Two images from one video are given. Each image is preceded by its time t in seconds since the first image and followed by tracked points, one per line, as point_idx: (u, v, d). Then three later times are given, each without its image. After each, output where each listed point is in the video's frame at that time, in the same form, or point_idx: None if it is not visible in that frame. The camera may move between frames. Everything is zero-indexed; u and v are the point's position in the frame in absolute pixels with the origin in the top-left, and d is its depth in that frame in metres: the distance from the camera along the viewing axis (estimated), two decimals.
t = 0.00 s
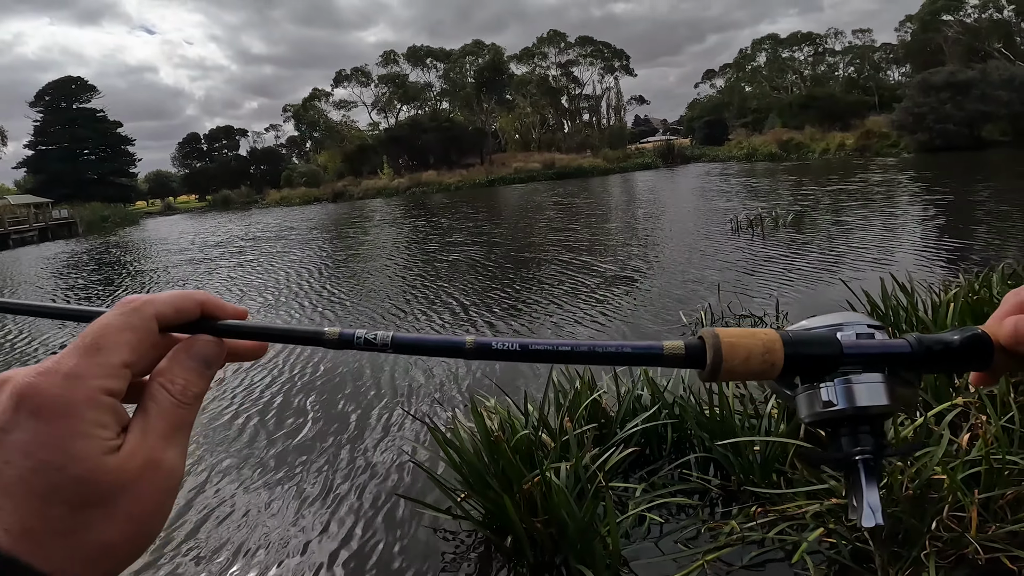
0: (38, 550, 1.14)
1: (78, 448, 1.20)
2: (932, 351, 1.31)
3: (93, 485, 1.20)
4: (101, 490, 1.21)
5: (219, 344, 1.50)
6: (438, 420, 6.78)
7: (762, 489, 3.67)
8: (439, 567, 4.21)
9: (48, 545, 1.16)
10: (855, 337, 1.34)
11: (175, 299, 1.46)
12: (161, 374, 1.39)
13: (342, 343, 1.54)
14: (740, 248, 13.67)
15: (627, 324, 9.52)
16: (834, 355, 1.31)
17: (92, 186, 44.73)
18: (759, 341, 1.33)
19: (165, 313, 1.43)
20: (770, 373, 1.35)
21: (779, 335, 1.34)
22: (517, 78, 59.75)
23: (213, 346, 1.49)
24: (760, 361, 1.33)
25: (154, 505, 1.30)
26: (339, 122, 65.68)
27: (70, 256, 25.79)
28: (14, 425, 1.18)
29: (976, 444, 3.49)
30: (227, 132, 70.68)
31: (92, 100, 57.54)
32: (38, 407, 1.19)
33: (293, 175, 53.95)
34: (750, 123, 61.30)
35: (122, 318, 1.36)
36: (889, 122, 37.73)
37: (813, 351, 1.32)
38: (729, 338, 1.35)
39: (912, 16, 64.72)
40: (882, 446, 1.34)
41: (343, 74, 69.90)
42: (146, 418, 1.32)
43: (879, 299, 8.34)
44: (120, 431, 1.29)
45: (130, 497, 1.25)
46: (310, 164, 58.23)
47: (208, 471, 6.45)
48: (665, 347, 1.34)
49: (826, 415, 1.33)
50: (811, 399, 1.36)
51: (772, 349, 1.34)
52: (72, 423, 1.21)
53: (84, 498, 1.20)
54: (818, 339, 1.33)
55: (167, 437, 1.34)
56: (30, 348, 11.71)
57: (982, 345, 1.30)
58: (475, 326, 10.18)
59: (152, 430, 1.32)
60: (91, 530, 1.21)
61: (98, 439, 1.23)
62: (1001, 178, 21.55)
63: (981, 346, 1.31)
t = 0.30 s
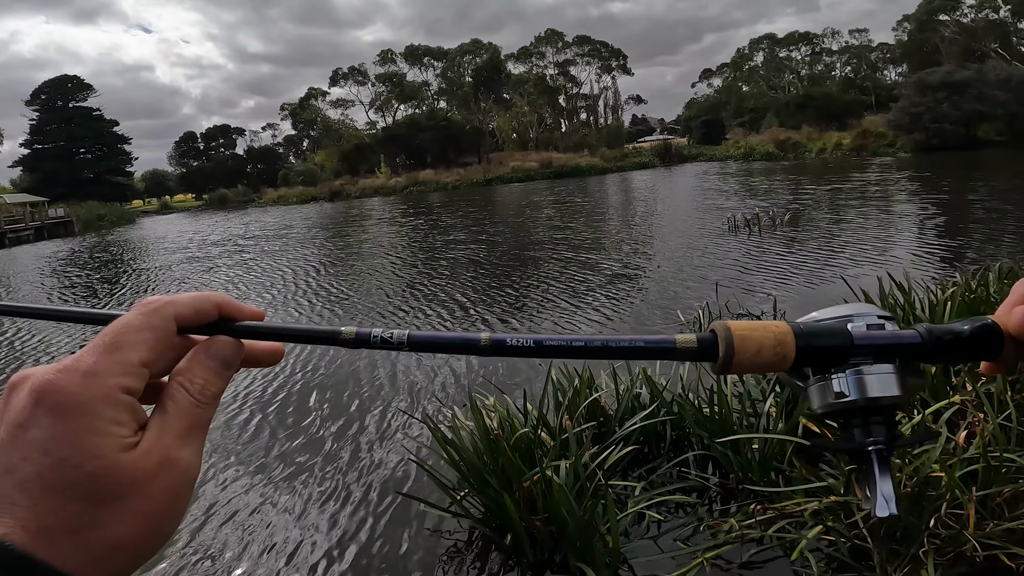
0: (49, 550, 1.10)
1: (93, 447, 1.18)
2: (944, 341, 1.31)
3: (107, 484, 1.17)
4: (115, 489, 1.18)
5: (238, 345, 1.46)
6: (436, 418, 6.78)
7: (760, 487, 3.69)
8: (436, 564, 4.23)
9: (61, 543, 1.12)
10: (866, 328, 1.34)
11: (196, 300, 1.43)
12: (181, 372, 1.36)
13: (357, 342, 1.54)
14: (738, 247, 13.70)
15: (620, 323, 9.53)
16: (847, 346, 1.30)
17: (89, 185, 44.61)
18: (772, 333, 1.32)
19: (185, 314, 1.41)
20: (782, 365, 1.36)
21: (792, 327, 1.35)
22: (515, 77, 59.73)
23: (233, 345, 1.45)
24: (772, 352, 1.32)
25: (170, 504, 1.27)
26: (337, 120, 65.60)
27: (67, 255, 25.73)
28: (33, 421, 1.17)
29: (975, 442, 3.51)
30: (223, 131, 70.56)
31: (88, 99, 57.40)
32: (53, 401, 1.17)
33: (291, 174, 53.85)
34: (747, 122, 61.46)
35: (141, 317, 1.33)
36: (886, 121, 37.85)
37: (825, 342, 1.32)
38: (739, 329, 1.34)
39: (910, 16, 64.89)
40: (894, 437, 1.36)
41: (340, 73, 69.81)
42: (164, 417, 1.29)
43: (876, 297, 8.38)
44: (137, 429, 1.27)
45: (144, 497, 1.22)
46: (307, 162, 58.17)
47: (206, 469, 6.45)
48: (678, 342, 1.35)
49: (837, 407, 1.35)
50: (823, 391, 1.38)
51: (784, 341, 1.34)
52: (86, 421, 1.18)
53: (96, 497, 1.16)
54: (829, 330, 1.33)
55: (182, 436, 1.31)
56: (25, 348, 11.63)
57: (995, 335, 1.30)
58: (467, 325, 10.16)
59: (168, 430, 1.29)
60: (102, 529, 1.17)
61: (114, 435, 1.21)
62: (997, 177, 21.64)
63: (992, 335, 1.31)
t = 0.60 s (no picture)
0: (81, 542, 1.14)
1: (127, 434, 1.24)
2: (971, 333, 1.30)
3: (141, 473, 1.23)
4: (149, 477, 1.25)
5: (266, 336, 1.57)
6: (435, 418, 6.78)
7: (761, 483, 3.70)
8: (436, 564, 4.22)
9: (96, 534, 1.17)
10: (892, 319, 1.36)
11: (222, 293, 1.54)
12: (212, 363, 1.46)
13: (385, 333, 1.58)
14: (736, 246, 13.75)
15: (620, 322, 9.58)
16: (873, 337, 1.32)
17: (85, 187, 44.45)
18: (796, 322, 1.36)
19: (214, 305, 1.51)
20: (807, 356, 1.38)
21: (817, 319, 1.37)
22: (512, 78, 59.74)
23: (262, 337, 1.56)
24: (797, 342, 1.35)
25: (200, 493, 1.33)
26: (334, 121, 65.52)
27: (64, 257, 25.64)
28: (67, 410, 1.23)
29: (975, 437, 3.53)
30: (220, 132, 70.40)
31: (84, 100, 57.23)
32: (87, 388, 1.23)
33: (288, 176, 53.80)
34: (744, 122, 61.59)
35: (173, 309, 1.42)
36: (882, 121, 37.97)
37: (850, 333, 1.34)
38: (764, 320, 1.39)
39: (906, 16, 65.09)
40: (921, 428, 1.37)
41: (337, 74, 69.74)
42: (196, 407, 1.37)
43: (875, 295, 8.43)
44: (167, 418, 1.34)
45: (176, 484, 1.28)
46: (304, 164, 58.11)
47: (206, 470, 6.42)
48: (704, 333, 1.37)
49: (863, 397, 1.37)
50: (850, 382, 1.39)
51: (808, 332, 1.37)
52: (121, 409, 1.25)
53: (128, 485, 1.22)
54: (855, 321, 1.35)
55: (214, 426, 1.39)
56: (23, 349, 11.60)
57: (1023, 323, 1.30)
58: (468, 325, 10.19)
59: (198, 420, 1.36)
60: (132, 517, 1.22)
61: (146, 423, 1.27)
62: (993, 176, 21.71)
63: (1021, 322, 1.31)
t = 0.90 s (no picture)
0: (124, 537, 1.15)
1: (170, 428, 1.27)
2: (983, 345, 1.32)
3: (182, 467, 1.25)
4: (190, 472, 1.27)
5: (301, 340, 1.62)
6: (433, 420, 6.78)
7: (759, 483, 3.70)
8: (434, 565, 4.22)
9: (138, 529, 1.18)
10: (905, 332, 1.38)
11: (258, 296, 1.59)
12: (249, 365, 1.49)
13: (411, 339, 1.67)
14: (733, 245, 13.78)
15: (620, 321, 9.61)
16: (883, 350, 1.34)
17: (80, 191, 44.35)
18: (810, 334, 1.38)
19: (250, 308, 1.56)
20: (820, 367, 1.40)
21: (829, 330, 1.40)
22: (508, 79, 59.73)
23: (296, 343, 1.61)
24: (809, 355, 1.37)
25: (240, 487, 1.34)
26: (330, 123, 65.48)
27: (60, 261, 25.59)
28: (112, 408, 1.26)
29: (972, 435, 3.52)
30: (216, 135, 70.35)
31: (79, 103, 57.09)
32: (132, 385, 1.27)
33: (285, 178, 53.75)
34: (740, 121, 61.66)
35: (212, 312, 1.47)
36: (878, 119, 38.03)
37: (863, 343, 1.36)
38: (780, 333, 1.40)
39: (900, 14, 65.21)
40: (929, 438, 1.38)
41: (333, 76, 69.69)
42: (234, 407, 1.40)
43: (872, 293, 8.46)
44: (208, 416, 1.36)
45: (215, 479, 1.30)
46: (300, 166, 58.05)
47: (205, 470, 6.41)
48: (717, 342, 1.40)
49: (873, 408, 1.38)
50: (860, 393, 1.41)
51: (823, 343, 1.39)
52: (166, 403, 1.28)
53: (173, 480, 1.24)
54: (868, 334, 1.37)
55: (252, 425, 1.41)
56: (19, 353, 11.53)
57: None
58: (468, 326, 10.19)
59: (236, 418, 1.39)
60: (179, 510, 1.23)
61: (185, 419, 1.30)
62: (988, 173, 21.75)
63: None
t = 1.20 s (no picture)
0: (160, 549, 1.21)
1: (202, 453, 1.34)
2: (971, 383, 1.37)
3: (215, 487, 1.33)
4: (221, 491, 1.33)
5: (324, 372, 1.68)
6: (434, 425, 6.78)
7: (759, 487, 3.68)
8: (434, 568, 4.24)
9: (173, 541, 1.24)
10: (898, 369, 1.43)
11: (286, 330, 1.64)
12: (275, 395, 1.56)
13: (429, 372, 1.70)
14: (733, 245, 13.78)
15: (624, 322, 9.62)
16: (874, 386, 1.40)
17: (79, 198, 44.37)
18: (805, 373, 1.43)
19: (278, 341, 1.63)
20: (813, 401, 1.46)
21: (822, 367, 1.45)
22: (506, 82, 59.77)
23: (319, 374, 1.67)
24: (803, 392, 1.42)
25: (265, 506, 1.41)
26: (328, 128, 65.53)
27: (60, 268, 25.59)
28: (150, 430, 1.34)
29: (972, 437, 3.50)
30: (215, 141, 70.45)
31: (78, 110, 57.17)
32: (170, 412, 1.35)
33: (283, 183, 53.85)
34: (738, 121, 61.63)
35: (243, 343, 1.54)
36: (876, 118, 37.98)
37: (854, 379, 1.42)
38: (775, 369, 1.46)
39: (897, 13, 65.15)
40: (912, 470, 1.46)
41: (331, 80, 69.80)
42: (262, 432, 1.46)
43: (872, 293, 8.45)
44: (236, 440, 1.43)
45: (241, 500, 1.36)
46: (300, 171, 58.09)
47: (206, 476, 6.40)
48: (717, 379, 1.45)
49: (863, 440, 1.46)
50: (852, 424, 1.48)
51: (816, 382, 1.43)
52: (200, 429, 1.35)
53: (206, 499, 1.31)
54: (860, 370, 1.42)
55: (278, 450, 1.47)
56: (17, 361, 11.48)
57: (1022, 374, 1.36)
58: (473, 329, 10.21)
59: (264, 444, 1.45)
60: (208, 529, 1.30)
61: (218, 442, 1.37)
62: (988, 171, 21.70)
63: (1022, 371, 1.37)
